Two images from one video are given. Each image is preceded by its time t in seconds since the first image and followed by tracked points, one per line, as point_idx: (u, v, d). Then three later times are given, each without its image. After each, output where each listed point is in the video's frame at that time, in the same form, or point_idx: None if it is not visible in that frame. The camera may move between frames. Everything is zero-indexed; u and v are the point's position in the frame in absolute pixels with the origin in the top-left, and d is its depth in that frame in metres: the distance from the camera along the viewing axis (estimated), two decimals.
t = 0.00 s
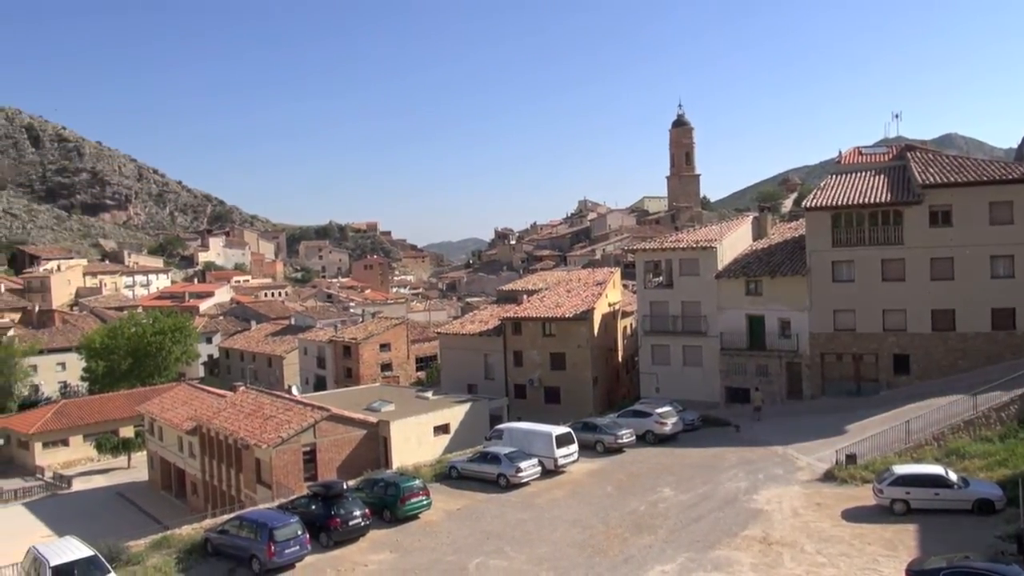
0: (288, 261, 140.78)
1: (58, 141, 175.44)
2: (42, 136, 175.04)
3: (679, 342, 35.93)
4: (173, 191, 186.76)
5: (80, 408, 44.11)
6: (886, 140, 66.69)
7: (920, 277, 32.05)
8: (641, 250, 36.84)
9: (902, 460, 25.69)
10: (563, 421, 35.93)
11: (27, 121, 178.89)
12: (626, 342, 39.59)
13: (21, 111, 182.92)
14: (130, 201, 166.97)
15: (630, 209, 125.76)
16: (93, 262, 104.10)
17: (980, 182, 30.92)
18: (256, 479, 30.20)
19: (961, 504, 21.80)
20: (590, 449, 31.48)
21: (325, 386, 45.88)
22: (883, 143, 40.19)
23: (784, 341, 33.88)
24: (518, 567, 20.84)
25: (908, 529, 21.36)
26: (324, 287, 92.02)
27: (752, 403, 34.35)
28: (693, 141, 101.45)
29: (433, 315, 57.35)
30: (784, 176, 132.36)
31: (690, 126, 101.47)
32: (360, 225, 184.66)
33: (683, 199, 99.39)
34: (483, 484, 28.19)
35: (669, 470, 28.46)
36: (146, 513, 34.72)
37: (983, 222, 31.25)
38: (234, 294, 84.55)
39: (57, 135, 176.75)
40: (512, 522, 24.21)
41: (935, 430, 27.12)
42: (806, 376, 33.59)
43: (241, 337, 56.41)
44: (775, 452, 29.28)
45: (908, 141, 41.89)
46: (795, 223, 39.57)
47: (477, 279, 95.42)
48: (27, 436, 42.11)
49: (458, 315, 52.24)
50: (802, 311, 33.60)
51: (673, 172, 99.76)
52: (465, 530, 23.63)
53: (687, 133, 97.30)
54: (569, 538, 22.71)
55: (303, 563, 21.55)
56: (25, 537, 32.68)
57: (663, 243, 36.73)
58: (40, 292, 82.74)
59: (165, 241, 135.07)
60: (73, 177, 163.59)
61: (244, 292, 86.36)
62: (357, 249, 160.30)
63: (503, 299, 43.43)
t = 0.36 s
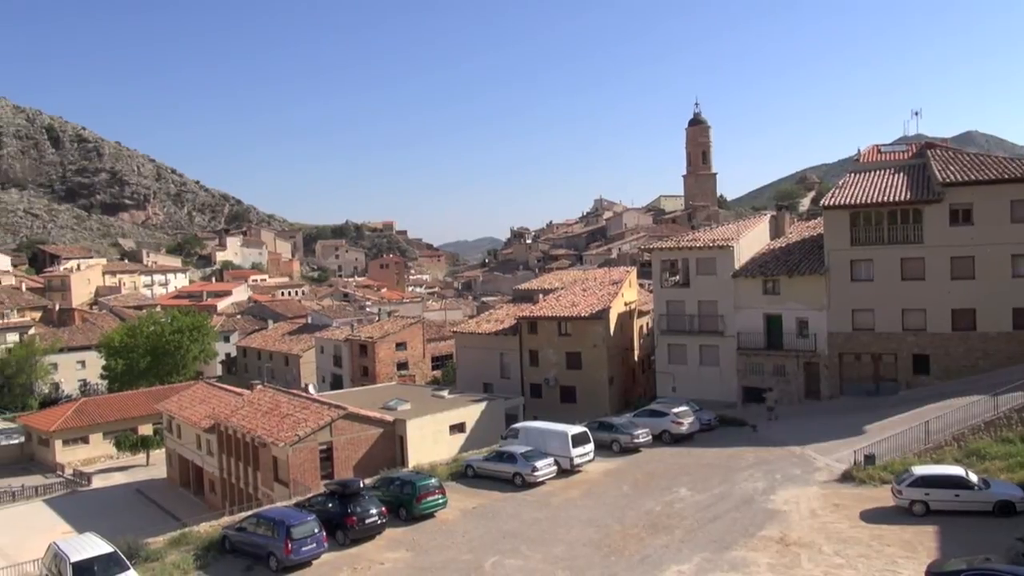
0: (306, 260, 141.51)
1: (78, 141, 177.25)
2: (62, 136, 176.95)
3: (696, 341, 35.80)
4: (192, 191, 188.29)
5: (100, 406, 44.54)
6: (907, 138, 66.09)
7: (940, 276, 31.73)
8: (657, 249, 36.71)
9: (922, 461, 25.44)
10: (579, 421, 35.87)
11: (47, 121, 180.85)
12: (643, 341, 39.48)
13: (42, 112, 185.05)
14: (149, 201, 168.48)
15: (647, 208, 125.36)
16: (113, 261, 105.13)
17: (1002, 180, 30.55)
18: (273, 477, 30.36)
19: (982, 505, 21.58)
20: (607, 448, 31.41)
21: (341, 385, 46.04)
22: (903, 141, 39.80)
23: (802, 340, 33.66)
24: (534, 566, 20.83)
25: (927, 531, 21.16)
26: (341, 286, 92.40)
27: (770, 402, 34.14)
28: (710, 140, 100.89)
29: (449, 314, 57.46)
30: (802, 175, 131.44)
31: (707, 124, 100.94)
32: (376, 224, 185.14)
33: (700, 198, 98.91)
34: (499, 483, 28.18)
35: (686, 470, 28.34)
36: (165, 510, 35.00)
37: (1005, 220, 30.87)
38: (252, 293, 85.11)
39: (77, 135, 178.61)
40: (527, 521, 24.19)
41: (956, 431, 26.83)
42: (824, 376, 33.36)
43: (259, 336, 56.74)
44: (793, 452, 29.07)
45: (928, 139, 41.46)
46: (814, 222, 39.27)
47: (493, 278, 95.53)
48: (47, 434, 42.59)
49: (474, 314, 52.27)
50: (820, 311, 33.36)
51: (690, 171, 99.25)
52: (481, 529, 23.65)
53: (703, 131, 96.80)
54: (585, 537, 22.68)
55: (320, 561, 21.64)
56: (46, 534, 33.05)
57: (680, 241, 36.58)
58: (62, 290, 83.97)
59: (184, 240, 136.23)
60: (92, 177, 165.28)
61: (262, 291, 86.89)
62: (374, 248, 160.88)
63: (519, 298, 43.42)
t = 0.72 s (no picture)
0: (323, 259, 142.18)
1: (98, 141, 178.98)
2: (83, 136, 178.59)
3: (713, 340, 35.70)
4: (210, 190, 189.65)
5: (120, 403, 44.93)
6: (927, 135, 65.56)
7: (961, 275, 31.44)
8: (674, 247, 36.62)
9: (942, 462, 25.23)
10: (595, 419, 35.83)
11: (68, 121, 182.67)
12: (660, 340, 39.39)
13: (63, 112, 186.86)
14: (169, 200, 169.65)
15: (664, 206, 125.08)
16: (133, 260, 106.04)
17: None
18: (291, 475, 30.49)
19: (1004, 506, 21.37)
20: (623, 447, 31.36)
21: (358, 383, 46.22)
22: (923, 138, 39.48)
23: (821, 339, 33.47)
24: (550, 565, 20.81)
25: (948, 531, 20.98)
26: (358, 285, 92.76)
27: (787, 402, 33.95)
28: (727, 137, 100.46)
29: (466, 312, 57.57)
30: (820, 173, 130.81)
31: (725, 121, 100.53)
32: (392, 222, 185.68)
33: (718, 196, 98.60)
34: (516, 482, 28.17)
35: (703, 469, 28.23)
36: (184, 507, 35.23)
37: None
38: (270, 291, 85.61)
39: (97, 135, 180.24)
40: (544, 520, 24.16)
41: (977, 431, 26.58)
42: (843, 375, 33.14)
43: (276, 334, 57.07)
44: (811, 452, 28.90)
45: (949, 137, 41.11)
46: (833, 220, 39.01)
47: (510, 277, 95.68)
48: (68, 431, 43.00)
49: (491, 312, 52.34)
50: (839, 310, 33.16)
51: (708, 169, 98.93)
52: (497, 528, 23.64)
53: (721, 130, 96.43)
54: (602, 536, 22.64)
55: (337, 558, 21.70)
56: (66, 530, 33.33)
57: (698, 240, 36.46)
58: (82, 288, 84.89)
59: (202, 239, 137.21)
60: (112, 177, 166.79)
61: (280, 290, 87.39)
62: (391, 247, 161.44)
63: (535, 297, 43.43)
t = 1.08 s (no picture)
0: (341, 257, 142.66)
1: (118, 141, 180.49)
2: (103, 136, 180.06)
3: (731, 339, 35.60)
4: (229, 188, 190.69)
5: (140, 401, 45.28)
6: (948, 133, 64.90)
7: (981, 273, 31.15)
8: (692, 246, 36.54)
9: (962, 462, 25.03)
10: (612, 418, 35.80)
11: (89, 121, 184.25)
12: (677, 339, 39.33)
13: (84, 111, 188.39)
14: (187, 199, 168.55)
15: (682, 205, 124.67)
16: (153, 258, 106.85)
17: None
18: (309, 473, 30.63)
19: None
20: (641, 446, 31.31)
21: (376, 381, 46.36)
22: (944, 136, 39.12)
23: (840, 338, 33.30)
24: (568, 563, 20.81)
25: (968, 532, 20.82)
26: (375, 283, 93.09)
27: (806, 401, 33.80)
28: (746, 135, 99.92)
29: (483, 311, 57.61)
30: (840, 171, 129.78)
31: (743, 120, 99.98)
32: (409, 221, 186.14)
33: (736, 194, 98.17)
34: (534, 480, 28.18)
35: (721, 468, 28.14)
36: (203, 504, 35.45)
37: None
38: (288, 290, 85.99)
39: (117, 135, 181.65)
40: (562, 519, 24.16)
41: (998, 431, 26.35)
42: (862, 374, 32.95)
43: (295, 333, 57.32)
44: (830, 451, 28.75)
45: (970, 134, 40.72)
46: (852, 219, 38.77)
47: (527, 276, 95.74)
48: (89, 428, 43.39)
49: (509, 311, 52.37)
50: (858, 308, 32.98)
51: (726, 167, 98.48)
52: (515, 526, 23.66)
53: (739, 128, 96.01)
54: (619, 535, 22.61)
55: (356, 555, 21.80)
56: (88, 526, 33.61)
57: (716, 239, 36.36)
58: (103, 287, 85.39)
59: (221, 238, 137.99)
60: (132, 175, 168.12)
61: (298, 288, 87.83)
62: (408, 245, 161.83)
63: (552, 296, 43.45)
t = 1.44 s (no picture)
0: (359, 255, 143.12)
1: (139, 141, 182.09)
2: (125, 135, 181.65)
3: (751, 338, 35.47)
4: (249, 187, 191.78)
5: (161, 398, 45.67)
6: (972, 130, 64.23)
7: (1004, 272, 30.77)
8: (711, 245, 36.43)
9: (984, 462, 24.78)
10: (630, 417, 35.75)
11: (111, 121, 185.93)
12: (696, 337, 39.22)
13: (106, 112, 190.13)
14: (209, 198, 170.69)
15: (701, 203, 124.12)
16: (174, 257, 107.68)
17: None
18: (328, 470, 30.76)
19: None
20: (659, 445, 31.23)
21: (395, 379, 46.50)
22: (967, 134, 38.66)
23: (860, 337, 33.10)
24: (586, 562, 20.79)
25: (990, 533, 20.64)
26: (394, 281, 93.29)
27: (825, 400, 33.59)
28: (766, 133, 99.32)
29: (502, 310, 57.63)
30: (861, 170, 128.69)
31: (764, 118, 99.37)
32: (426, 220, 186.46)
33: (756, 193, 97.64)
34: (553, 479, 28.16)
35: (740, 468, 28.04)
36: (224, 501, 35.68)
37: None
38: (307, 288, 86.35)
39: (139, 135, 183.24)
40: (580, 517, 24.14)
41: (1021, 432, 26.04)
42: (882, 373, 32.69)
43: (314, 331, 57.55)
44: (850, 451, 28.56)
45: (994, 132, 40.25)
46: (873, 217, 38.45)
47: (546, 275, 95.74)
48: (111, 425, 43.81)
49: (527, 309, 52.37)
50: (879, 307, 32.74)
51: (745, 166, 97.95)
52: (534, 524, 23.67)
53: (758, 126, 95.48)
54: (638, 534, 22.57)
55: (375, 553, 21.88)
56: (110, 522, 33.90)
57: (735, 237, 36.23)
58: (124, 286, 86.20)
59: (240, 237, 138.84)
60: (153, 175, 169.45)
61: (317, 286, 88.25)
62: (426, 244, 162.13)
63: (570, 294, 43.42)
